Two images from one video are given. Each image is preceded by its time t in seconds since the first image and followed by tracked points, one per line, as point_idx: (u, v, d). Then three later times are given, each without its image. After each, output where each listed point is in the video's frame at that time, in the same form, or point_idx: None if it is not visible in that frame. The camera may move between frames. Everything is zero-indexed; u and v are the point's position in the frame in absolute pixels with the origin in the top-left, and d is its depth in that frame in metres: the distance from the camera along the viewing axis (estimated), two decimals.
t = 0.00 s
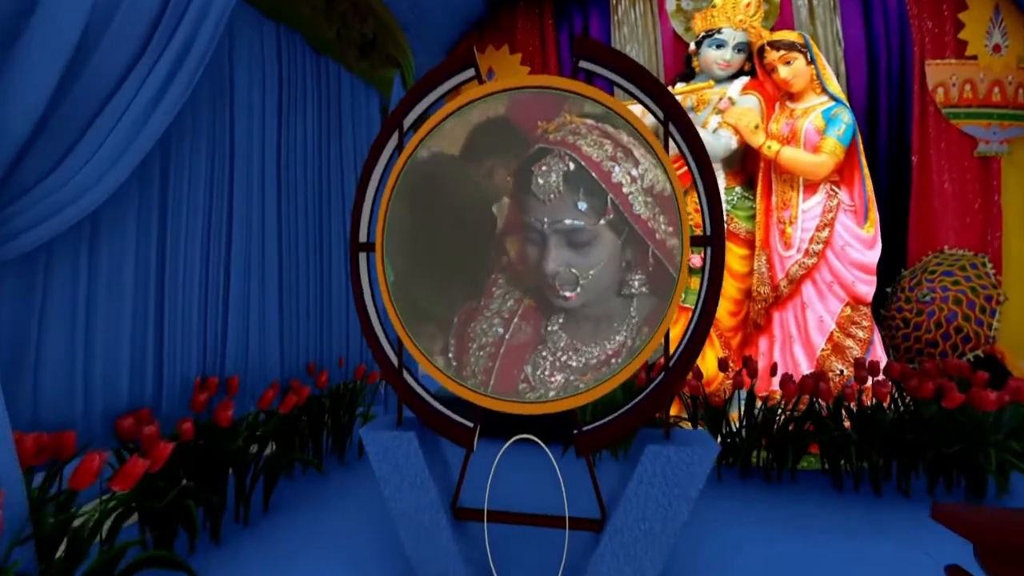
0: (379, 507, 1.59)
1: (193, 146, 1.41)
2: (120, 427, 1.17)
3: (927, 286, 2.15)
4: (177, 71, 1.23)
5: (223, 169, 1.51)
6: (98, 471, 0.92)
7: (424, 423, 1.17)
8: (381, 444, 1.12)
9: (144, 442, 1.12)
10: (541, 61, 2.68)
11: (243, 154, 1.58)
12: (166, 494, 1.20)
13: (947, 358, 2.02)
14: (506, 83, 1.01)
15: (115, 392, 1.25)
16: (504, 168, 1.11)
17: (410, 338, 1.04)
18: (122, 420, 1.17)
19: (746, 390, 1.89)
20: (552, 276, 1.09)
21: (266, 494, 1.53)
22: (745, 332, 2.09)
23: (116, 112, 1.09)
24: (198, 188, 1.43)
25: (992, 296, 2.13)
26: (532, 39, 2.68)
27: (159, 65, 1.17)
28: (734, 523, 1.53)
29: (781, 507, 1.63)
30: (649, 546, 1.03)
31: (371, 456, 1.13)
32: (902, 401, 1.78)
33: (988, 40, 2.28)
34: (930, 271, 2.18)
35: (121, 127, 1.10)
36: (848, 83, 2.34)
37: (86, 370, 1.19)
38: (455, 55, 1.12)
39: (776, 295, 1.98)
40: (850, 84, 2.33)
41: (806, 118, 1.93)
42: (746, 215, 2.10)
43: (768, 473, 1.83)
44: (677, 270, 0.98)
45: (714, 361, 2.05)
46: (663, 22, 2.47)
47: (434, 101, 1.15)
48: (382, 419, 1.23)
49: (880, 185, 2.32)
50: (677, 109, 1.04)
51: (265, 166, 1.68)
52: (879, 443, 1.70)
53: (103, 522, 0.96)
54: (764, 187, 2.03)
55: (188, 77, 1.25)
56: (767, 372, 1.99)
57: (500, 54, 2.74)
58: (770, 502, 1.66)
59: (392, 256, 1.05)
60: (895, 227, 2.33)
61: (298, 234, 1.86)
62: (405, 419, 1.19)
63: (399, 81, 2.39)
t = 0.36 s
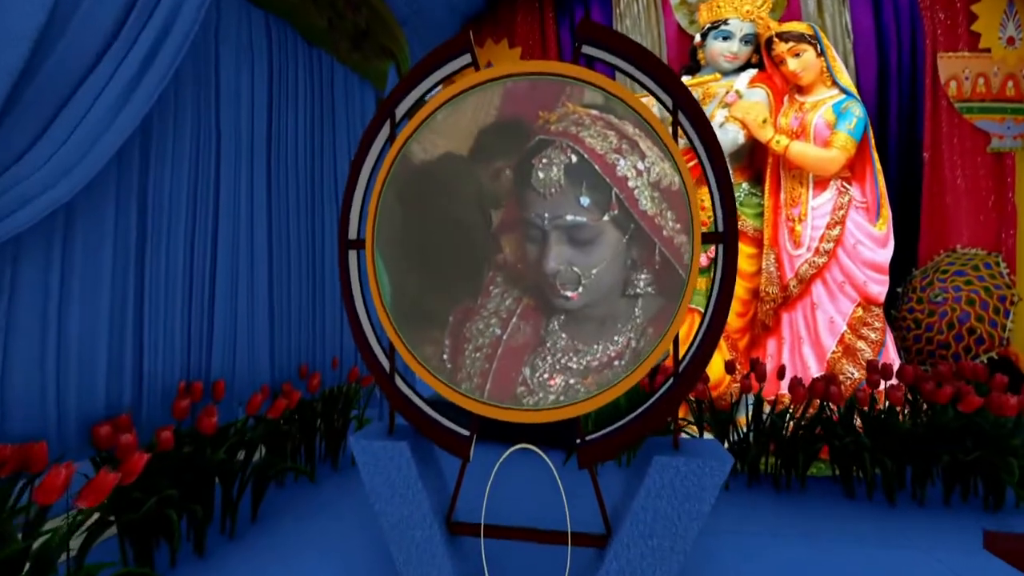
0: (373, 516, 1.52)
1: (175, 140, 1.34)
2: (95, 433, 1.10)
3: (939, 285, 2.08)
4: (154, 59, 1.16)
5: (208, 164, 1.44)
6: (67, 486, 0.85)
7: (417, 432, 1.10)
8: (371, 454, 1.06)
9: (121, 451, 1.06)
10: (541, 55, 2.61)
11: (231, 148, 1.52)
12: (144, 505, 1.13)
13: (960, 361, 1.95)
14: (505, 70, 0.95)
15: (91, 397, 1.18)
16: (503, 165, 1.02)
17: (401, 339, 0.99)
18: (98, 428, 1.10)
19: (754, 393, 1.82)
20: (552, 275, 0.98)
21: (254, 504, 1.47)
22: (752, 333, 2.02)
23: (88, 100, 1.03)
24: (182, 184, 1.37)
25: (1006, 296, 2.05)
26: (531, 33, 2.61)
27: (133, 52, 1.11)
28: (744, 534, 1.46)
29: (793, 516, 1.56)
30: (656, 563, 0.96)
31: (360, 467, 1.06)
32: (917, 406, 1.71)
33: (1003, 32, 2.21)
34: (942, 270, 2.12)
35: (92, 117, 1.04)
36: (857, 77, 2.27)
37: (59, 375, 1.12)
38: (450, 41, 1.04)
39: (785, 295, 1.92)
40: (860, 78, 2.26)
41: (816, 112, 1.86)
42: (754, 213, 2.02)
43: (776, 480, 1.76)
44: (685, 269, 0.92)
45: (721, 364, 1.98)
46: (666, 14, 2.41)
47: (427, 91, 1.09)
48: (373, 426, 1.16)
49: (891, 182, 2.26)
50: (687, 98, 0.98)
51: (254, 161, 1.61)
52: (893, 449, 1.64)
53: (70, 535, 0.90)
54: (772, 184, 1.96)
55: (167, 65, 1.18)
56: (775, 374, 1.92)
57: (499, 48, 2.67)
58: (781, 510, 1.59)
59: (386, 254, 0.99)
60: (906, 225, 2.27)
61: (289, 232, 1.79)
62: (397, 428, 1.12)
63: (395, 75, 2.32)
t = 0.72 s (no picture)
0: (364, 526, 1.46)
1: (159, 132, 1.28)
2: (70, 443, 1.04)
3: (950, 285, 2.01)
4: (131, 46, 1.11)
5: (194, 158, 1.38)
6: (28, 505, 0.80)
7: (412, 444, 1.03)
8: (360, 464, 1.00)
9: (97, 459, 1.00)
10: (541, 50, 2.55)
11: (219, 141, 1.45)
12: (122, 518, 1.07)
13: (970, 365, 1.88)
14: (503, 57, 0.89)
15: (67, 403, 1.12)
16: (512, 161, 1.01)
17: (395, 345, 0.93)
18: (74, 435, 1.04)
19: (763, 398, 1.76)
20: (560, 247, 0.98)
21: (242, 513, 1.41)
22: (759, 333, 1.96)
23: (59, 91, 0.98)
24: (167, 178, 1.31)
25: (1018, 296, 1.96)
26: (531, 27, 2.55)
27: (109, 39, 1.05)
28: (752, 544, 1.40)
29: (804, 525, 1.50)
30: None
31: (350, 478, 1.00)
32: (931, 411, 1.64)
33: (1015, 25, 2.15)
34: (954, 269, 2.05)
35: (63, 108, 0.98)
36: (867, 72, 2.21)
37: (31, 379, 1.06)
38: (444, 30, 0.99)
39: (793, 295, 1.86)
40: (870, 72, 2.20)
41: (825, 107, 1.80)
42: (761, 211, 1.96)
43: (786, 487, 1.68)
44: (700, 243, 0.87)
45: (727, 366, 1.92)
46: (670, 7, 2.35)
47: (422, 78, 1.03)
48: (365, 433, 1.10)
49: (902, 179, 2.20)
50: (696, 84, 0.91)
51: (244, 156, 1.55)
52: (907, 456, 1.57)
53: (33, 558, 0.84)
54: (780, 181, 1.91)
55: (147, 54, 1.13)
56: (784, 376, 1.87)
57: (498, 42, 2.61)
58: (791, 518, 1.53)
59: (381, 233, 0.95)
60: (916, 224, 2.21)
61: (280, 230, 1.74)
62: (388, 437, 1.06)
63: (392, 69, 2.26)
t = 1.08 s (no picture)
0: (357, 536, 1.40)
1: (141, 125, 1.22)
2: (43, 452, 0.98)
3: (961, 285, 1.96)
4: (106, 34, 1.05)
5: (181, 153, 1.33)
6: None
7: (406, 452, 0.97)
8: (349, 476, 0.94)
9: (70, 470, 0.95)
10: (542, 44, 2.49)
11: (206, 135, 1.39)
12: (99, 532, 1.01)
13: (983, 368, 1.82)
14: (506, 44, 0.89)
15: (42, 410, 1.06)
16: (514, 60, 0.90)
17: (386, 350, 0.93)
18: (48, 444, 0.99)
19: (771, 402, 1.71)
20: (565, 136, 0.91)
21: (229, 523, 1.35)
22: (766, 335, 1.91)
23: (27, 80, 0.92)
24: (150, 172, 1.25)
25: None
26: (531, 20, 2.49)
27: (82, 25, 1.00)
28: (762, 555, 1.34)
29: (813, 534, 1.44)
30: None
31: (339, 490, 0.95)
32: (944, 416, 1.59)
33: None
34: (966, 269, 1.99)
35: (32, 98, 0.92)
36: (876, 66, 2.15)
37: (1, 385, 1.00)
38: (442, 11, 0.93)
39: (801, 296, 1.80)
40: (879, 66, 2.14)
41: (835, 100, 1.75)
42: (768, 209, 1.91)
43: (795, 494, 1.63)
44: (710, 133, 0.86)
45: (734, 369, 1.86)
46: None
47: (416, 66, 0.97)
48: (355, 442, 1.05)
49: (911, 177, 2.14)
50: (707, 70, 0.86)
51: (233, 150, 1.50)
52: (920, 462, 1.51)
53: None
54: (788, 177, 1.84)
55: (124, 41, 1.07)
56: (792, 379, 1.81)
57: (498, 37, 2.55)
58: (800, 527, 1.48)
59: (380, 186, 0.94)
60: (926, 222, 2.15)
61: (271, 227, 1.68)
62: (380, 445, 1.00)
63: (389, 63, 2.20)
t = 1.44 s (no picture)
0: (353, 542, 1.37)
1: (129, 119, 1.19)
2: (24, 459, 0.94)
3: (970, 285, 1.91)
4: (86, 26, 1.01)
5: (171, 147, 1.29)
6: None
7: (401, 458, 0.93)
8: (341, 485, 0.90)
9: (50, 478, 0.91)
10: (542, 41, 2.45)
11: (198, 130, 1.36)
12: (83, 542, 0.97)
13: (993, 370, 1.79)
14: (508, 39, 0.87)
15: (25, 415, 1.02)
16: None
17: (380, 354, 0.90)
18: (29, 450, 0.95)
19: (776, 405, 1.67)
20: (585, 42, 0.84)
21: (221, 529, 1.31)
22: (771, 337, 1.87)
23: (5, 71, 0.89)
24: (139, 168, 1.21)
25: None
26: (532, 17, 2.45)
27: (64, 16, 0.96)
28: (769, 562, 1.31)
29: (819, 539, 1.41)
30: None
31: (331, 498, 0.91)
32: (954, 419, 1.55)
33: None
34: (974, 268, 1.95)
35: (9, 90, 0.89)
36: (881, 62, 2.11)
37: None
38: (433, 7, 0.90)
39: (807, 296, 1.76)
40: (886, 61, 2.10)
41: (841, 96, 1.71)
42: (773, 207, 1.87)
43: (801, 499, 1.59)
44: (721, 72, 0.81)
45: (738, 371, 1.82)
46: None
47: (411, 57, 0.93)
48: (348, 448, 1.01)
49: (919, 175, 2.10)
50: (714, 60, 0.82)
51: (225, 146, 1.46)
52: (930, 467, 1.47)
53: None
54: (794, 175, 1.80)
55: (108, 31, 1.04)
56: (797, 381, 1.77)
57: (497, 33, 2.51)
58: (808, 534, 1.44)
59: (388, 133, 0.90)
60: (934, 221, 2.11)
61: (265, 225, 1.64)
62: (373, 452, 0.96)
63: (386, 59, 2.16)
